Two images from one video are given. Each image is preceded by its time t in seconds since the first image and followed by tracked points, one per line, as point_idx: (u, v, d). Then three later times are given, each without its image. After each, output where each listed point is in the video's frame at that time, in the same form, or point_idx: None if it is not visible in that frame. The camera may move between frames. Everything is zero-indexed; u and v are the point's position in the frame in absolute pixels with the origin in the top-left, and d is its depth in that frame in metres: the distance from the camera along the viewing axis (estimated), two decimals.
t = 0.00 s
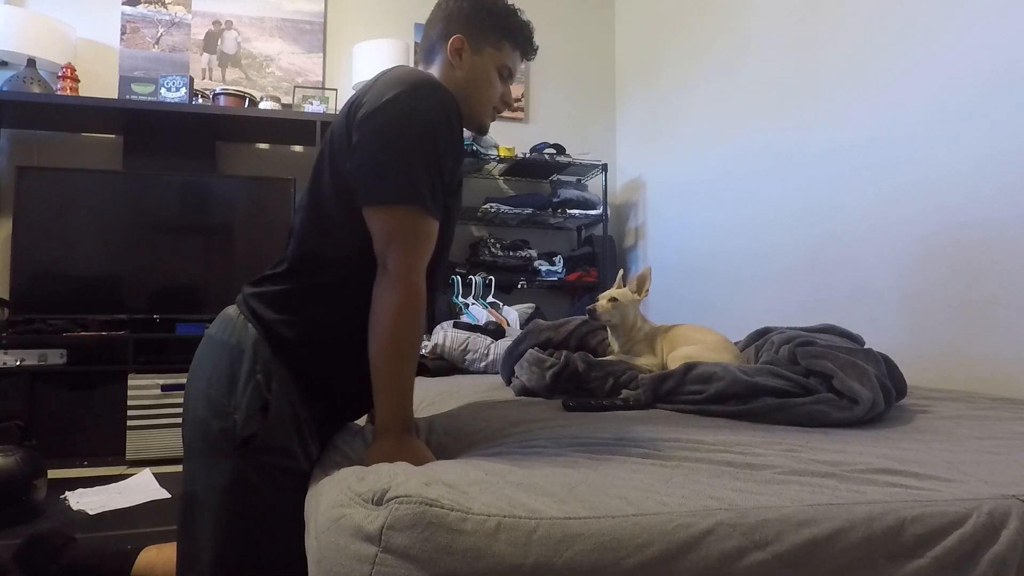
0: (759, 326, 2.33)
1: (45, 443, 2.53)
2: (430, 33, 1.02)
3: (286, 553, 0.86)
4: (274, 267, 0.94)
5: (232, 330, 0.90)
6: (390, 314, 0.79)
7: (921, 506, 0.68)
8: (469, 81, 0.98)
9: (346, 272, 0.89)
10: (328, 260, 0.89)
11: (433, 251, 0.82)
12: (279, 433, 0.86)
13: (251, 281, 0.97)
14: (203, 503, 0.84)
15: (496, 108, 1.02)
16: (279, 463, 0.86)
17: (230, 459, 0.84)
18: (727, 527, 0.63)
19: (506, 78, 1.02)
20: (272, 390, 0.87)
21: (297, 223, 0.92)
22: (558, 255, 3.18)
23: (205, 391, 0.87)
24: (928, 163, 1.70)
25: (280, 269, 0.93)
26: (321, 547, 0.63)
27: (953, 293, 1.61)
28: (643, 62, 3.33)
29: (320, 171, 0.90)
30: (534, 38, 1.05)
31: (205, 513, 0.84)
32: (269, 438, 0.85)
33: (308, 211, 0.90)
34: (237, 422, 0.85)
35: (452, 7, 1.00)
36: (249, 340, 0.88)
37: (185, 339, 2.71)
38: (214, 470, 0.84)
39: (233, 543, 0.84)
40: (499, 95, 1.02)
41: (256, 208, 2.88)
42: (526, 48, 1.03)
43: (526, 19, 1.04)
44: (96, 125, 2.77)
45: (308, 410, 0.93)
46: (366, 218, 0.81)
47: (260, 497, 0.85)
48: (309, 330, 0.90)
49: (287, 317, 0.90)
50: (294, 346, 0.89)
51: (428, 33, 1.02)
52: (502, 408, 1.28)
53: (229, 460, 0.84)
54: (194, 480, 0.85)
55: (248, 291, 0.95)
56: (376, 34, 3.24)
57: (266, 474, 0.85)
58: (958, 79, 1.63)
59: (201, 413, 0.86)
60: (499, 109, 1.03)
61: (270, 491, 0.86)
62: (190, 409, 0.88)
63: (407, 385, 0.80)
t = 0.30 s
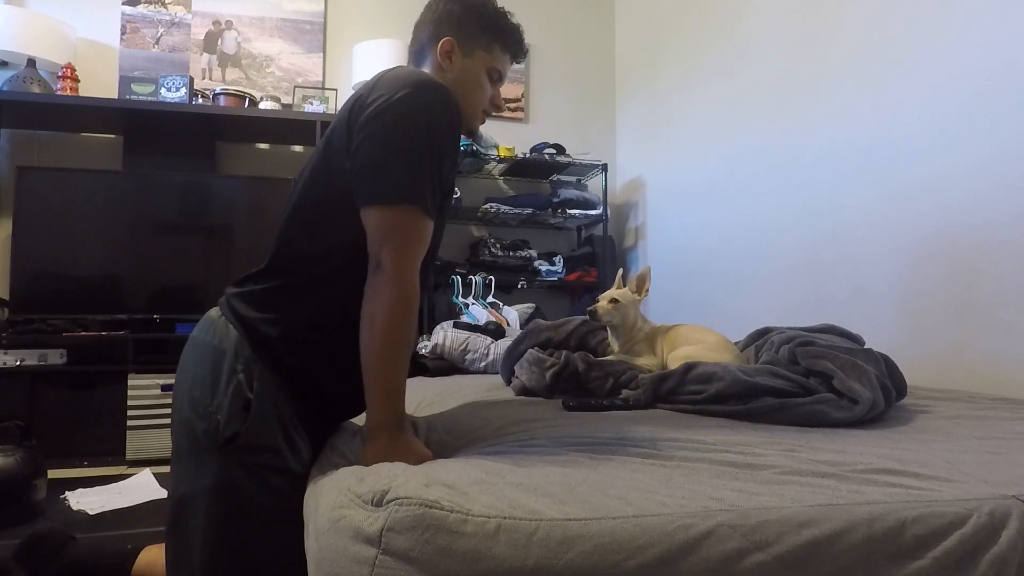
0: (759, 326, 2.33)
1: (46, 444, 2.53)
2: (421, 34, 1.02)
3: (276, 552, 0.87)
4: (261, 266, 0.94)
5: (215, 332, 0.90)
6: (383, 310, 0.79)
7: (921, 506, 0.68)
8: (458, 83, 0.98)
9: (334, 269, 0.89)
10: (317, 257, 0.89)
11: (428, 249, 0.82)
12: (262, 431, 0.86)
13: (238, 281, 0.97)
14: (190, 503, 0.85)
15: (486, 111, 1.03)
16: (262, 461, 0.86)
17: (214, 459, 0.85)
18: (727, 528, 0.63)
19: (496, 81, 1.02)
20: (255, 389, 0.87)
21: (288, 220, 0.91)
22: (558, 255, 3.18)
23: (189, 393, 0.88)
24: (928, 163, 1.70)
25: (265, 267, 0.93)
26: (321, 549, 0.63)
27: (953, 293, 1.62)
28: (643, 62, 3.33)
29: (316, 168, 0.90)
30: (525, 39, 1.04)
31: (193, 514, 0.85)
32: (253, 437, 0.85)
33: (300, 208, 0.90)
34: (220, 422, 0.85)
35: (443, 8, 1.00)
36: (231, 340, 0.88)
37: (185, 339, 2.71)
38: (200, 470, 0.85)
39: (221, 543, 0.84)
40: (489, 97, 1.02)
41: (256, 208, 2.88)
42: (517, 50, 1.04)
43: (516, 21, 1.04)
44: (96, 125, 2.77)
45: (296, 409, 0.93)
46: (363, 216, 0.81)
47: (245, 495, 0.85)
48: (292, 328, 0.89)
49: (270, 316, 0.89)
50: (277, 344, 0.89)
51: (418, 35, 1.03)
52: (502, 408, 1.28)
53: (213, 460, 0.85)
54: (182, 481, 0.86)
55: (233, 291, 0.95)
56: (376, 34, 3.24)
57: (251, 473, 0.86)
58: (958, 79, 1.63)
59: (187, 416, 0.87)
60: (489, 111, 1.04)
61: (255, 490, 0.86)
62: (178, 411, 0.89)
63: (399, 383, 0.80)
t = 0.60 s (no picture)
0: (759, 326, 2.33)
1: (46, 444, 2.53)
2: (418, 40, 1.02)
3: (275, 554, 0.86)
4: (258, 264, 0.94)
5: (210, 336, 0.91)
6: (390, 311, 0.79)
7: (921, 507, 0.68)
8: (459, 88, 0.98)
9: (336, 269, 0.89)
10: (319, 256, 0.89)
11: (436, 251, 0.83)
12: (262, 434, 0.86)
13: (234, 279, 0.96)
14: (187, 507, 0.85)
15: (485, 116, 1.02)
16: (260, 465, 0.86)
17: (211, 464, 0.84)
18: (728, 529, 0.63)
19: (495, 85, 1.03)
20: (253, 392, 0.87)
21: (294, 217, 0.91)
22: (558, 255, 3.18)
23: (183, 397, 0.87)
24: (928, 164, 1.69)
25: (263, 265, 0.92)
26: (321, 549, 0.63)
27: (952, 294, 1.62)
28: (643, 62, 3.33)
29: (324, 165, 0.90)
30: (522, 43, 1.05)
31: (190, 518, 0.85)
32: (252, 441, 0.85)
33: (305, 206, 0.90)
34: (218, 426, 0.85)
35: (440, 13, 1.00)
36: (227, 344, 0.89)
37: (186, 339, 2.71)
38: (197, 475, 0.85)
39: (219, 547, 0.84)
40: (488, 102, 1.02)
41: (256, 208, 2.88)
42: (515, 54, 1.04)
43: (512, 25, 1.04)
44: (96, 125, 2.77)
45: (294, 410, 0.92)
46: (373, 215, 0.81)
47: (243, 500, 0.85)
48: (292, 328, 0.89)
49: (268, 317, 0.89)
50: (276, 344, 0.88)
51: (415, 41, 1.03)
52: (502, 408, 1.28)
53: (210, 464, 0.84)
54: (178, 485, 0.86)
55: (228, 289, 0.94)
56: (376, 34, 3.24)
57: (249, 477, 0.85)
58: (958, 79, 1.63)
59: (182, 420, 0.87)
60: (488, 116, 1.03)
61: (252, 495, 0.85)
62: (172, 416, 0.89)
63: (402, 384, 0.80)
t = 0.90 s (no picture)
0: (759, 325, 2.33)
1: (46, 444, 2.53)
2: (417, 39, 1.02)
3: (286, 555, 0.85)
4: (275, 266, 0.94)
5: (229, 334, 0.89)
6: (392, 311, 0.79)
7: (921, 506, 0.68)
8: (464, 83, 0.99)
9: (352, 273, 0.90)
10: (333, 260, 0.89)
11: (436, 252, 0.83)
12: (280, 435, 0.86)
13: (249, 281, 0.96)
14: (200, 505, 0.84)
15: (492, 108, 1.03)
16: (275, 466, 0.86)
17: (229, 463, 0.84)
18: (727, 528, 0.63)
19: (499, 76, 1.03)
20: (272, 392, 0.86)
21: (305, 221, 0.91)
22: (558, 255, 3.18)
23: (201, 393, 0.86)
24: (928, 164, 1.69)
25: (279, 268, 0.92)
26: (322, 548, 0.63)
27: (951, 293, 1.62)
28: (643, 62, 3.33)
29: (328, 166, 0.90)
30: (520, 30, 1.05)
31: (204, 516, 0.84)
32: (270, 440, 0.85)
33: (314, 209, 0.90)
34: (236, 425, 0.84)
35: (437, 10, 1.00)
36: (247, 343, 0.87)
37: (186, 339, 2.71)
38: (213, 473, 0.84)
39: (233, 545, 0.83)
40: (494, 93, 1.02)
41: (256, 208, 2.88)
42: (514, 44, 1.04)
43: (509, 14, 1.04)
44: (96, 125, 2.77)
45: (306, 410, 0.93)
46: (372, 215, 0.82)
47: (258, 501, 0.85)
48: (309, 330, 0.89)
49: (288, 319, 0.89)
50: (295, 346, 0.89)
51: (415, 39, 1.02)
52: (502, 408, 1.28)
53: (228, 464, 0.84)
54: (191, 482, 0.85)
55: (245, 290, 0.94)
56: (376, 34, 3.24)
57: (265, 477, 0.85)
58: (959, 80, 1.63)
59: (198, 417, 0.85)
60: (494, 107, 1.04)
61: (267, 495, 0.85)
62: (186, 412, 0.87)
63: (404, 385, 0.80)
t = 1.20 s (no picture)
0: (759, 325, 2.33)
1: (46, 444, 2.53)
2: (396, 30, 1.02)
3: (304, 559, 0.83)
4: (292, 271, 0.95)
5: (255, 333, 0.91)
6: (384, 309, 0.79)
7: (921, 506, 0.68)
8: (451, 64, 1.00)
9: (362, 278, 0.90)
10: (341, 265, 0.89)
11: (425, 247, 0.82)
12: (302, 432, 0.86)
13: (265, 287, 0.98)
14: (224, 502, 0.83)
15: (484, 79, 1.04)
16: (300, 465, 0.85)
17: (252, 459, 0.82)
18: (727, 529, 0.63)
19: (482, 46, 1.03)
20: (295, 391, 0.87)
21: (308, 230, 0.93)
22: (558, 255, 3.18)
23: (227, 390, 0.86)
24: (928, 164, 1.69)
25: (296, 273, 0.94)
26: (322, 548, 0.63)
27: (951, 293, 1.62)
28: (643, 62, 3.33)
29: (322, 174, 0.91)
30: None
31: (229, 512, 0.83)
32: (292, 436, 0.85)
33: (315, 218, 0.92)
34: (261, 421, 0.84)
35: None
36: (273, 341, 0.89)
37: (186, 339, 2.71)
38: (236, 470, 0.83)
39: (254, 546, 0.81)
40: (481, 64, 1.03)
41: (256, 209, 2.88)
42: (490, 11, 1.04)
43: None
44: (96, 125, 2.77)
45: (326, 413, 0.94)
46: (360, 218, 0.82)
47: (283, 499, 0.83)
48: (327, 331, 0.91)
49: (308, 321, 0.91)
50: (314, 347, 0.90)
51: (394, 30, 1.03)
52: (502, 408, 1.28)
53: (251, 459, 0.82)
54: (215, 479, 0.84)
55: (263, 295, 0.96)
56: (376, 34, 3.24)
57: (287, 475, 0.84)
58: (959, 80, 1.63)
59: (223, 413, 0.85)
60: (485, 77, 1.05)
61: (290, 493, 0.84)
62: (211, 409, 0.87)
63: (405, 384, 0.80)
